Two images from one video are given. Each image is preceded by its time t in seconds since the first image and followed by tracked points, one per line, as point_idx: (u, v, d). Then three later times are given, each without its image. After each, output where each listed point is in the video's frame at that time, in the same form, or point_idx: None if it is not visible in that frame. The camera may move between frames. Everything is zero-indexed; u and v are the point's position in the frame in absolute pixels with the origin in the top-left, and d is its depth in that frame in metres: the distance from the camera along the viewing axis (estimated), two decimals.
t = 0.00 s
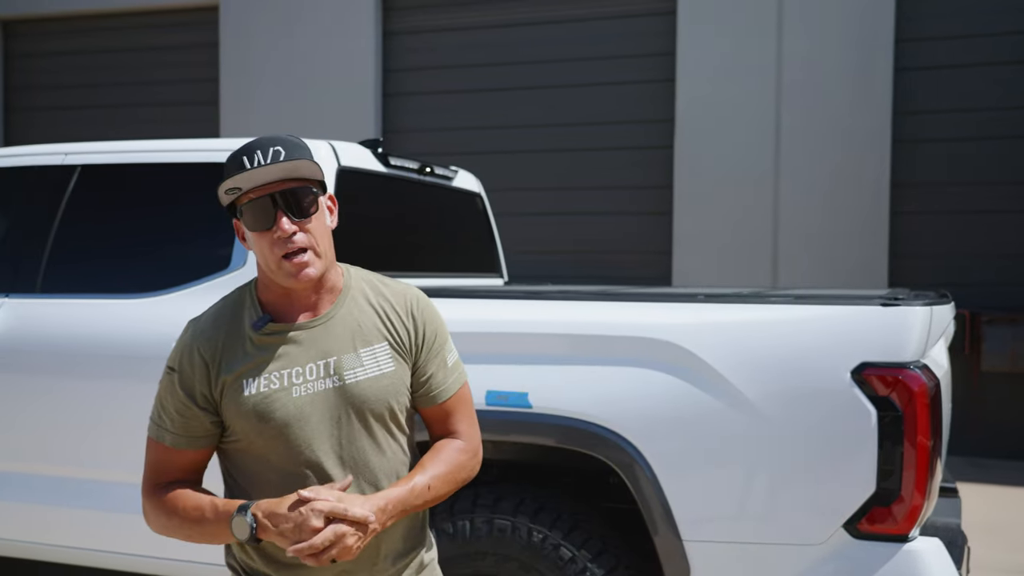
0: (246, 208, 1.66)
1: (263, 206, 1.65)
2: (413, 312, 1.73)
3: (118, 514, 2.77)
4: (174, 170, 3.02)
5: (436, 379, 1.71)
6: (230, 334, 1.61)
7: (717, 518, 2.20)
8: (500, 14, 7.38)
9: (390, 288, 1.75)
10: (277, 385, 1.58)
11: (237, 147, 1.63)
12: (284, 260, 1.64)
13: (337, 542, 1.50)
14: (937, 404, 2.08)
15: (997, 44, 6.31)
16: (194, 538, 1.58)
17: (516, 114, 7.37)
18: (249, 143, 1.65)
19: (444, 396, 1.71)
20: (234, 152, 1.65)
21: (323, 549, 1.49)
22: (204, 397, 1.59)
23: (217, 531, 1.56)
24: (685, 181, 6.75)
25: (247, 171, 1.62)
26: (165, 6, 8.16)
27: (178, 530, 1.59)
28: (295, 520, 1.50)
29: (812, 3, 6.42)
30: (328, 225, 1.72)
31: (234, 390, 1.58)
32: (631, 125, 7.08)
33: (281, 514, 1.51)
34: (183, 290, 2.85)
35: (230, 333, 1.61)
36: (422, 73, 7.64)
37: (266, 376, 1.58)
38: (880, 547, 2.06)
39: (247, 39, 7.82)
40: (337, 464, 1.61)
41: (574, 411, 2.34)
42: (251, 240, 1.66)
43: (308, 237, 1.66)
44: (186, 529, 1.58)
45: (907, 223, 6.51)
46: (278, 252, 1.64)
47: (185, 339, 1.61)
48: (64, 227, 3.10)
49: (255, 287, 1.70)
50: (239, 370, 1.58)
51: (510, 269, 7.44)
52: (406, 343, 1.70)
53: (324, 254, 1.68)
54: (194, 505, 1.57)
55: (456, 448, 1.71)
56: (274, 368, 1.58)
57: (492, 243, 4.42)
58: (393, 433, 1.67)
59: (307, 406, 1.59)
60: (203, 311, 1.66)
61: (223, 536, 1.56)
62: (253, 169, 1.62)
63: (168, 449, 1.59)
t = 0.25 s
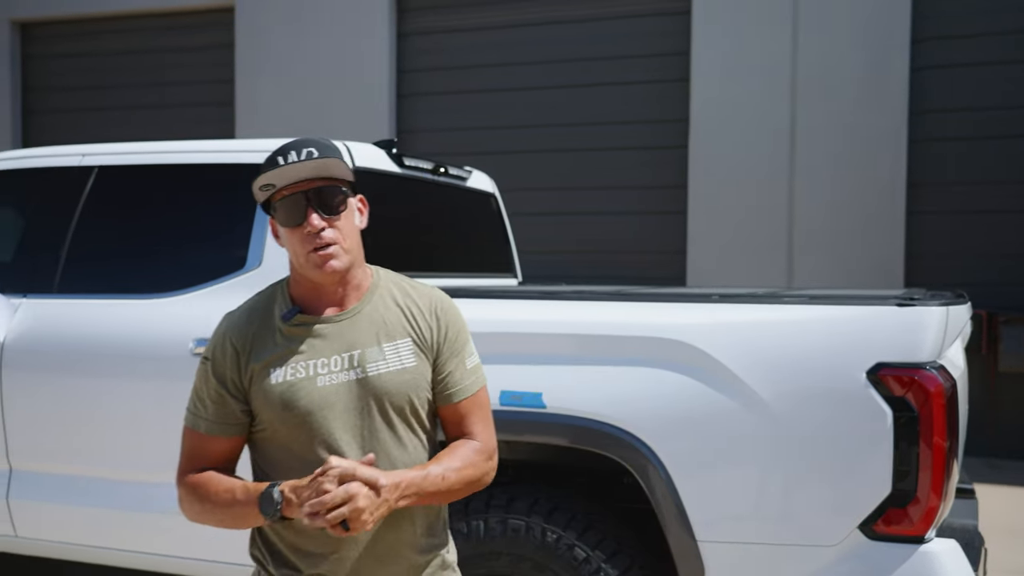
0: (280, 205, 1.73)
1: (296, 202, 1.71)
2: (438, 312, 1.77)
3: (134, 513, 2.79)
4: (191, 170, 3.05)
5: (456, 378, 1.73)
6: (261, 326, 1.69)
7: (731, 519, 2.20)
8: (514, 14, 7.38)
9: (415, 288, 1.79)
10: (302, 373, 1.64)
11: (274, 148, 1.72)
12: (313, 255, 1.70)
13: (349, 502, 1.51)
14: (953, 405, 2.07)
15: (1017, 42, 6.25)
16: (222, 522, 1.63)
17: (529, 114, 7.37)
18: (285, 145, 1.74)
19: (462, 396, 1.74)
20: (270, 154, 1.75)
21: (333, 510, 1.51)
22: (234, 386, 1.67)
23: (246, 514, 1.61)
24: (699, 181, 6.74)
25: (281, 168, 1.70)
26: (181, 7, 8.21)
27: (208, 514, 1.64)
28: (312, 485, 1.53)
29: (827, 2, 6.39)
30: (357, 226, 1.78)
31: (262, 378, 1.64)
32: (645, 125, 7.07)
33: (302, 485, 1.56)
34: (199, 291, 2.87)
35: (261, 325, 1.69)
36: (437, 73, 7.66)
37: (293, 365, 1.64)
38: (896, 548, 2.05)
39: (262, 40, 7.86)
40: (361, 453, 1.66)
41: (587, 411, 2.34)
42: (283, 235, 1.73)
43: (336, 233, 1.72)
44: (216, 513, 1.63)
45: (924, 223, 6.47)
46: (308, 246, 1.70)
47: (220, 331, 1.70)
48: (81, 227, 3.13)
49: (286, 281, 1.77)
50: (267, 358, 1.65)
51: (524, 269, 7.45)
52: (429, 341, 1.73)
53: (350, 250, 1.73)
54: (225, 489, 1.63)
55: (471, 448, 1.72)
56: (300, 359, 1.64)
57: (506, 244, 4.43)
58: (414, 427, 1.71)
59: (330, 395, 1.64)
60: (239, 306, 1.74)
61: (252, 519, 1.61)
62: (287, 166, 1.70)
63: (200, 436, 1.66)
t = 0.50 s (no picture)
0: (335, 203, 1.75)
1: (353, 201, 1.73)
2: (478, 313, 1.80)
3: (150, 511, 2.80)
4: (207, 170, 3.07)
5: (494, 379, 1.78)
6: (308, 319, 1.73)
7: (745, 519, 2.19)
8: (528, 13, 7.37)
9: (456, 290, 1.83)
10: (347, 366, 1.68)
11: (334, 150, 1.76)
12: (365, 252, 1.73)
13: (398, 493, 1.57)
14: (970, 406, 2.05)
15: None
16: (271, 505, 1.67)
17: (542, 114, 7.37)
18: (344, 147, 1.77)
19: (499, 397, 1.78)
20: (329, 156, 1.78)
21: (382, 499, 1.57)
22: (281, 376, 1.70)
23: (295, 497, 1.65)
24: (713, 180, 6.71)
25: (342, 167, 1.73)
26: (197, 8, 8.26)
27: (257, 499, 1.69)
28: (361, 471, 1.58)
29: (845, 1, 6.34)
30: (408, 230, 1.81)
31: (308, 369, 1.68)
32: (659, 124, 7.05)
33: (351, 469, 1.60)
34: (214, 290, 2.89)
35: (308, 318, 1.73)
36: (450, 73, 7.66)
37: (338, 358, 1.68)
38: (912, 550, 2.03)
39: (277, 41, 7.89)
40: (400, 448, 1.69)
41: (600, 411, 2.34)
42: (336, 232, 1.75)
43: (390, 233, 1.74)
44: (265, 497, 1.68)
45: (940, 222, 6.42)
46: (361, 244, 1.72)
47: (268, 322, 1.74)
48: (97, 227, 3.15)
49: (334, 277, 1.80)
50: (314, 350, 1.69)
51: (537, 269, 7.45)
52: (468, 341, 1.77)
53: (401, 251, 1.76)
54: (275, 474, 1.68)
55: (505, 444, 1.77)
56: (346, 352, 1.68)
57: (520, 244, 4.43)
58: (451, 423, 1.75)
59: (374, 388, 1.68)
60: (287, 299, 1.78)
61: (300, 502, 1.65)
62: (347, 165, 1.73)
63: (248, 424, 1.70)
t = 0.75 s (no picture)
0: (393, 211, 1.86)
1: (411, 211, 1.85)
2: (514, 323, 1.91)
3: (163, 510, 2.82)
4: (220, 170, 3.08)
5: (528, 385, 1.89)
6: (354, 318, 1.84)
7: (757, 519, 2.18)
8: (541, 13, 7.37)
9: (495, 299, 1.93)
10: (391, 366, 1.79)
11: (395, 158, 1.85)
12: (416, 260, 1.83)
13: (450, 490, 1.69)
14: (985, 406, 2.04)
15: None
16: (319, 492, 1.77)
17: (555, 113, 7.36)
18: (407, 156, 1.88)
19: (531, 401, 1.89)
20: (389, 163, 1.88)
21: (437, 495, 1.68)
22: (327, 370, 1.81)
23: (343, 487, 1.76)
24: (725, 180, 6.69)
25: (403, 177, 1.83)
26: (212, 8, 8.29)
27: (304, 486, 1.78)
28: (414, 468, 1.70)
29: None
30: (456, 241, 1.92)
31: (355, 365, 1.79)
32: (672, 123, 7.03)
33: (404, 464, 1.70)
34: (227, 290, 2.90)
35: (354, 317, 1.85)
36: (463, 73, 7.67)
37: (382, 357, 1.79)
38: (926, 551, 2.02)
39: (291, 41, 7.92)
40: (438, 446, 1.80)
41: (613, 410, 2.33)
42: (390, 238, 1.85)
43: (441, 245, 1.85)
44: (312, 485, 1.78)
45: (957, 222, 6.37)
46: (414, 252, 1.83)
47: (316, 318, 1.85)
48: (111, 226, 3.17)
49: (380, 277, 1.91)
50: (359, 348, 1.80)
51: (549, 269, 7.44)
52: (504, 349, 1.88)
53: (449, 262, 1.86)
54: (322, 465, 1.78)
55: (536, 443, 1.88)
56: (390, 353, 1.79)
57: (532, 243, 4.44)
58: (485, 424, 1.86)
59: (415, 387, 1.79)
60: (334, 297, 1.90)
61: (350, 490, 1.76)
62: (408, 176, 1.83)
63: (296, 416, 1.81)
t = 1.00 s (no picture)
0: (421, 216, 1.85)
1: (439, 218, 1.84)
2: (536, 323, 1.91)
3: (172, 510, 2.83)
4: (231, 170, 3.10)
5: (551, 384, 1.89)
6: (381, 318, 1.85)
7: (766, 519, 2.17)
8: (551, 13, 7.37)
9: (519, 298, 1.93)
10: (416, 367, 1.80)
11: (425, 164, 1.85)
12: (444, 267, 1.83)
13: (468, 487, 1.69)
14: (996, 406, 2.02)
15: None
16: (350, 484, 1.78)
17: (564, 113, 7.36)
18: (435, 162, 1.87)
19: (554, 399, 1.90)
20: (420, 168, 1.87)
21: (455, 492, 1.69)
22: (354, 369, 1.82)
23: (374, 480, 1.77)
24: (735, 180, 6.68)
25: (433, 185, 1.83)
26: (223, 9, 8.33)
27: (335, 479, 1.80)
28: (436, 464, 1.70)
29: None
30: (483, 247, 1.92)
31: (381, 366, 1.81)
32: (682, 123, 7.02)
33: (427, 460, 1.71)
34: (236, 290, 2.91)
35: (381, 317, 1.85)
36: (473, 73, 7.67)
37: (408, 359, 1.81)
38: (936, 552, 2.01)
39: (301, 42, 7.94)
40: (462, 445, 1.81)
41: (622, 410, 2.33)
42: (418, 243, 1.85)
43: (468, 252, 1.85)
44: (344, 478, 1.79)
45: (969, 222, 6.33)
46: (442, 259, 1.83)
47: (344, 316, 1.86)
48: (123, 226, 3.18)
49: (407, 275, 1.92)
50: (385, 349, 1.81)
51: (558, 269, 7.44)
52: (527, 349, 1.88)
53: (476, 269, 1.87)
54: (354, 459, 1.79)
55: (558, 440, 1.88)
56: (415, 354, 1.81)
57: (542, 243, 4.43)
58: (509, 422, 1.86)
59: (439, 389, 1.80)
60: (363, 295, 1.91)
61: (377, 482, 1.77)
62: (438, 184, 1.83)
63: (326, 411, 1.82)
